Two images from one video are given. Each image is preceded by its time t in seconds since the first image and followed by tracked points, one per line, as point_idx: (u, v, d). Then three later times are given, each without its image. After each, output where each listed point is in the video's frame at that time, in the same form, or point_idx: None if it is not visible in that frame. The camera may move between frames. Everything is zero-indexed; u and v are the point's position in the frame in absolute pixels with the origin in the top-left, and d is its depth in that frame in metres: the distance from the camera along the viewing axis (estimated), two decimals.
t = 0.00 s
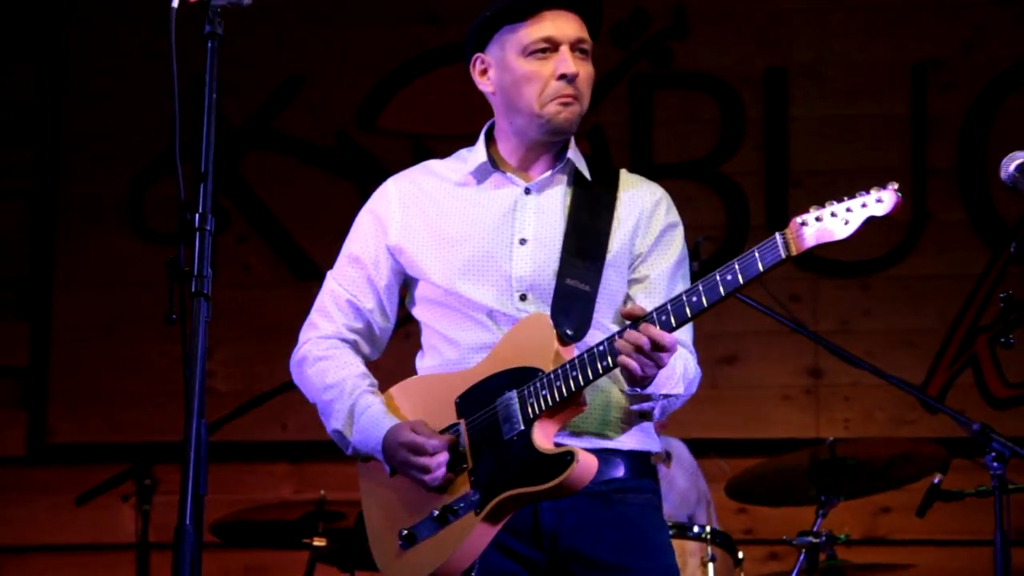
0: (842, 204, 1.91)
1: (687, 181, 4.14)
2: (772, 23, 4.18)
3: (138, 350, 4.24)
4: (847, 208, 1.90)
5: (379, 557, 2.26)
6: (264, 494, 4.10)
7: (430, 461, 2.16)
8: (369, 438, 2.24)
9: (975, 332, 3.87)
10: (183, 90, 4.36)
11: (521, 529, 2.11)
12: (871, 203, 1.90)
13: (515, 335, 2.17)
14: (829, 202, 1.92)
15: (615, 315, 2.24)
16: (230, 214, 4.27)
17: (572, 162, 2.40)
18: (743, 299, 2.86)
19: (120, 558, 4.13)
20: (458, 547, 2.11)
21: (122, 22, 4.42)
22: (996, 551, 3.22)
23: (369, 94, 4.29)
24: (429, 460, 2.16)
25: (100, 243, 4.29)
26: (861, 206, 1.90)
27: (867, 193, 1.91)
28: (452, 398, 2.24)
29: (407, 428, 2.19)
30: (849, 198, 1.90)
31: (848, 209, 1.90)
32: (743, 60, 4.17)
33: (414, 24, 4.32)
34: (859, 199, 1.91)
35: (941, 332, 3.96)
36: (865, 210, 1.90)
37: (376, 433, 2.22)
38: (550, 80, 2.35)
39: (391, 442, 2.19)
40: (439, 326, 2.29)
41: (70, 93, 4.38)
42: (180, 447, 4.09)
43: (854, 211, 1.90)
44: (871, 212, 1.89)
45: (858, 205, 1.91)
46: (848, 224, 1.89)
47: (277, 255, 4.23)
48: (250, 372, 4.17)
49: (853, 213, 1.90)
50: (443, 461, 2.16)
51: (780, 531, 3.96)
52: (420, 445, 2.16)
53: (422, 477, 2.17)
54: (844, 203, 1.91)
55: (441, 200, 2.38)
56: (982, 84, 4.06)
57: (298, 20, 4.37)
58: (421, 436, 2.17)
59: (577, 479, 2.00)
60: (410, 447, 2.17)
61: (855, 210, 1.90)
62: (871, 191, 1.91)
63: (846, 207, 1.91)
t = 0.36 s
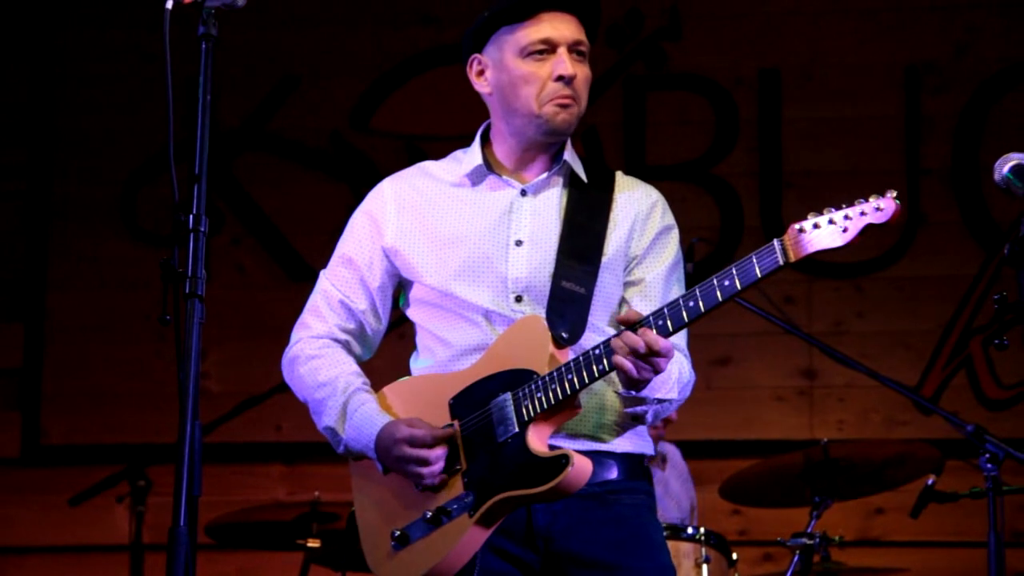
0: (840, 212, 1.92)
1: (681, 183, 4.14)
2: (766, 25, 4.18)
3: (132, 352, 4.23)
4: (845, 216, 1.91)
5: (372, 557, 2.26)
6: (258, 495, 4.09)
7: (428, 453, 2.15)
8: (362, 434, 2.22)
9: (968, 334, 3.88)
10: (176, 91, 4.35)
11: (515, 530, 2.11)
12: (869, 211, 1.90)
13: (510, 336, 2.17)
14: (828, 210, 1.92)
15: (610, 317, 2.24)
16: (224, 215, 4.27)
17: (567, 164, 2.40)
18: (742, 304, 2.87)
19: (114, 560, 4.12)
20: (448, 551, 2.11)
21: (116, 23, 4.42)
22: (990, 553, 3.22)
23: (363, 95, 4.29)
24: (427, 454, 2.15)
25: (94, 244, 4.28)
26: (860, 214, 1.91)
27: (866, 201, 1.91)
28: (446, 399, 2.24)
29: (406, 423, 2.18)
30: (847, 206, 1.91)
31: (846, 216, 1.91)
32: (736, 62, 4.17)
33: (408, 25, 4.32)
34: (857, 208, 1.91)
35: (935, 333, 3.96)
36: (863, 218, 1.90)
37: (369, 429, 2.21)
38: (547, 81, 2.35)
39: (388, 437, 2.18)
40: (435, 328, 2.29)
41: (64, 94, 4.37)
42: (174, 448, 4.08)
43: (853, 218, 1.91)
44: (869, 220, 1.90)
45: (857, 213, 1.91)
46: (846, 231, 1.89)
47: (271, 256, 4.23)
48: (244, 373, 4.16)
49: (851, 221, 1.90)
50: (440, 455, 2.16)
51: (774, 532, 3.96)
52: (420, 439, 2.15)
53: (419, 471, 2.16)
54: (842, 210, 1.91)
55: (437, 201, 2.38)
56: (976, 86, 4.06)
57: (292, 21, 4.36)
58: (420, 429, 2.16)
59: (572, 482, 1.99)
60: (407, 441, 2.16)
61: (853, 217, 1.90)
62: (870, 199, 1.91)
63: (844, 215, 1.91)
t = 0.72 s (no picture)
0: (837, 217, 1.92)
1: (676, 181, 4.14)
2: (760, 23, 4.18)
3: (127, 350, 4.22)
4: (841, 221, 1.92)
5: (364, 554, 2.25)
6: (254, 493, 4.09)
7: (420, 457, 2.15)
8: (356, 430, 2.22)
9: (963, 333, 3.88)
10: (171, 89, 4.34)
11: (510, 529, 2.11)
12: (866, 216, 1.91)
13: (505, 336, 2.17)
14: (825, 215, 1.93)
15: (606, 317, 2.24)
16: (219, 213, 4.26)
17: (562, 161, 2.39)
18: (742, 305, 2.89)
19: (108, 558, 4.11)
20: (443, 550, 2.11)
21: (110, 21, 4.41)
22: (984, 551, 3.23)
23: (358, 93, 4.28)
24: (419, 456, 2.15)
25: (89, 242, 4.28)
26: (856, 219, 1.92)
27: (863, 207, 1.92)
28: (440, 398, 2.23)
29: (401, 424, 2.18)
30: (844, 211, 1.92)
31: (842, 221, 1.92)
32: (731, 60, 4.17)
33: (403, 23, 4.31)
34: (853, 213, 1.92)
35: (930, 332, 3.97)
36: (859, 224, 1.91)
37: (364, 426, 2.21)
38: (523, 75, 2.36)
39: (382, 437, 2.18)
40: (430, 326, 2.28)
41: (59, 91, 4.36)
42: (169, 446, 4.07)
43: (849, 223, 1.92)
44: (866, 225, 1.91)
45: (853, 219, 1.92)
46: (843, 237, 1.90)
47: (266, 254, 4.22)
48: (239, 371, 4.16)
49: (848, 226, 1.91)
50: (433, 459, 2.15)
51: (768, 530, 3.97)
52: (413, 439, 2.15)
53: (409, 473, 2.16)
54: (839, 215, 1.92)
55: (431, 199, 2.38)
56: (971, 85, 4.06)
57: (287, 19, 4.36)
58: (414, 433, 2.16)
59: (565, 483, 2.00)
60: (399, 442, 2.16)
61: (850, 223, 1.92)
62: (866, 204, 1.92)
63: (841, 220, 1.92)
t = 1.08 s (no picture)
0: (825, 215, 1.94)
1: (666, 180, 4.14)
2: (749, 21, 4.19)
3: (116, 350, 4.20)
4: (829, 220, 1.93)
5: (354, 555, 2.23)
6: (244, 493, 4.08)
7: (404, 459, 2.15)
8: (340, 432, 2.22)
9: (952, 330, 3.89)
10: (160, 88, 4.32)
11: (501, 528, 2.11)
12: (853, 216, 1.93)
13: (495, 335, 2.16)
14: (812, 214, 1.94)
15: (596, 315, 2.24)
16: (209, 213, 4.25)
17: (551, 160, 2.39)
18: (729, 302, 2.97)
19: (97, 558, 4.10)
20: (432, 548, 2.10)
21: (99, 20, 4.39)
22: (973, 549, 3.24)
23: (348, 92, 4.28)
24: (404, 459, 2.15)
25: (78, 242, 4.26)
26: (843, 219, 1.93)
27: (849, 207, 1.94)
28: (430, 396, 2.22)
29: (385, 425, 2.17)
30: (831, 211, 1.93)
31: (830, 221, 1.93)
32: (721, 59, 4.18)
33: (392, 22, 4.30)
34: (840, 213, 1.94)
35: (919, 330, 3.98)
36: (847, 223, 1.93)
37: (348, 427, 2.21)
38: (487, 75, 2.37)
39: (365, 438, 2.18)
40: (419, 325, 2.28)
41: (47, 91, 4.34)
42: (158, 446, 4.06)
43: (836, 223, 1.93)
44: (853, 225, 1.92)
45: (841, 218, 1.94)
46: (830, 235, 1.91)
47: (256, 253, 4.21)
48: (229, 371, 4.15)
49: (835, 225, 1.93)
50: (417, 462, 2.15)
51: (758, 528, 3.97)
52: (398, 444, 2.15)
53: (393, 475, 2.16)
54: (827, 215, 1.94)
55: (422, 196, 2.38)
56: (960, 83, 4.07)
57: (276, 17, 4.35)
58: (398, 436, 2.16)
59: (553, 483, 2.00)
60: (384, 445, 2.16)
61: (837, 222, 1.93)
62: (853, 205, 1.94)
63: (828, 219, 1.93)
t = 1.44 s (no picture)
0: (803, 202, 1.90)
1: (648, 180, 4.15)
2: (731, 22, 4.20)
3: (97, 351, 4.18)
4: (807, 206, 1.89)
5: (345, 557, 2.23)
6: (225, 494, 4.06)
7: (391, 468, 2.12)
8: (334, 430, 2.21)
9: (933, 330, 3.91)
10: (141, 88, 4.30)
11: (484, 528, 2.10)
12: (830, 201, 1.89)
13: (479, 332, 2.15)
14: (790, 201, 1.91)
15: (579, 312, 2.24)
16: (190, 213, 4.23)
17: (533, 159, 2.39)
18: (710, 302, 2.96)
19: (78, 560, 4.06)
20: (420, 549, 2.09)
21: (79, 19, 4.36)
22: (956, 548, 3.25)
23: (330, 91, 4.26)
24: (390, 467, 2.12)
25: (59, 243, 4.23)
26: (821, 204, 1.89)
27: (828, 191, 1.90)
28: (418, 398, 2.21)
29: (377, 429, 2.16)
30: (809, 196, 1.89)
31: (808, 207, 1.89)
32: (703, 59, 4.19)
33: (374, 21, 4.29)
34: (819, 197, 1.90)
35: (900, 330, 4.00)
36: (825, 208, 1.89)
37: (343, 426, 2.20)
38: (470, 74, 2.36)
39: (357, 441, 2.16)
40: (403, 324, 2.27)
41: (28, 92, 4.32)
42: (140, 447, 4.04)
43: (814, 209, 1.89)
44: (830, 209, 1.88)
45: (818, 203, 1.90)
46: (809, 222, 1.88)
47: (238, 253, 4.19)
48: (211, 372, 4.13)
49: (813, 211, 1.89)
50: (404, 469, 2.13)
51: (741, 528, 3.98)
52: (387, 451, 2.12)
53: (381, 480, 2.14)
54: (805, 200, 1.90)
55: (405, 195, 2.37)
56: (940, 84, 4.10)
57: (257, 17, 4.33)
58: (387, 442, 2.14)
59: (541, 478, 1.99)
60: (373, 451, 2.14)
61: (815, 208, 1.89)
62: (831, 189, 1.90)
63: (806, 205, 1.90)
